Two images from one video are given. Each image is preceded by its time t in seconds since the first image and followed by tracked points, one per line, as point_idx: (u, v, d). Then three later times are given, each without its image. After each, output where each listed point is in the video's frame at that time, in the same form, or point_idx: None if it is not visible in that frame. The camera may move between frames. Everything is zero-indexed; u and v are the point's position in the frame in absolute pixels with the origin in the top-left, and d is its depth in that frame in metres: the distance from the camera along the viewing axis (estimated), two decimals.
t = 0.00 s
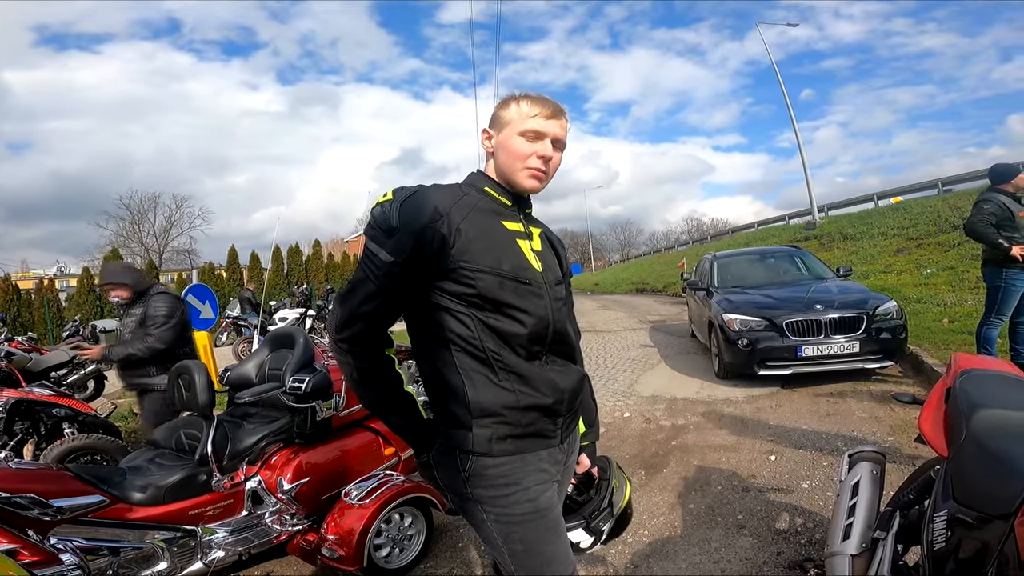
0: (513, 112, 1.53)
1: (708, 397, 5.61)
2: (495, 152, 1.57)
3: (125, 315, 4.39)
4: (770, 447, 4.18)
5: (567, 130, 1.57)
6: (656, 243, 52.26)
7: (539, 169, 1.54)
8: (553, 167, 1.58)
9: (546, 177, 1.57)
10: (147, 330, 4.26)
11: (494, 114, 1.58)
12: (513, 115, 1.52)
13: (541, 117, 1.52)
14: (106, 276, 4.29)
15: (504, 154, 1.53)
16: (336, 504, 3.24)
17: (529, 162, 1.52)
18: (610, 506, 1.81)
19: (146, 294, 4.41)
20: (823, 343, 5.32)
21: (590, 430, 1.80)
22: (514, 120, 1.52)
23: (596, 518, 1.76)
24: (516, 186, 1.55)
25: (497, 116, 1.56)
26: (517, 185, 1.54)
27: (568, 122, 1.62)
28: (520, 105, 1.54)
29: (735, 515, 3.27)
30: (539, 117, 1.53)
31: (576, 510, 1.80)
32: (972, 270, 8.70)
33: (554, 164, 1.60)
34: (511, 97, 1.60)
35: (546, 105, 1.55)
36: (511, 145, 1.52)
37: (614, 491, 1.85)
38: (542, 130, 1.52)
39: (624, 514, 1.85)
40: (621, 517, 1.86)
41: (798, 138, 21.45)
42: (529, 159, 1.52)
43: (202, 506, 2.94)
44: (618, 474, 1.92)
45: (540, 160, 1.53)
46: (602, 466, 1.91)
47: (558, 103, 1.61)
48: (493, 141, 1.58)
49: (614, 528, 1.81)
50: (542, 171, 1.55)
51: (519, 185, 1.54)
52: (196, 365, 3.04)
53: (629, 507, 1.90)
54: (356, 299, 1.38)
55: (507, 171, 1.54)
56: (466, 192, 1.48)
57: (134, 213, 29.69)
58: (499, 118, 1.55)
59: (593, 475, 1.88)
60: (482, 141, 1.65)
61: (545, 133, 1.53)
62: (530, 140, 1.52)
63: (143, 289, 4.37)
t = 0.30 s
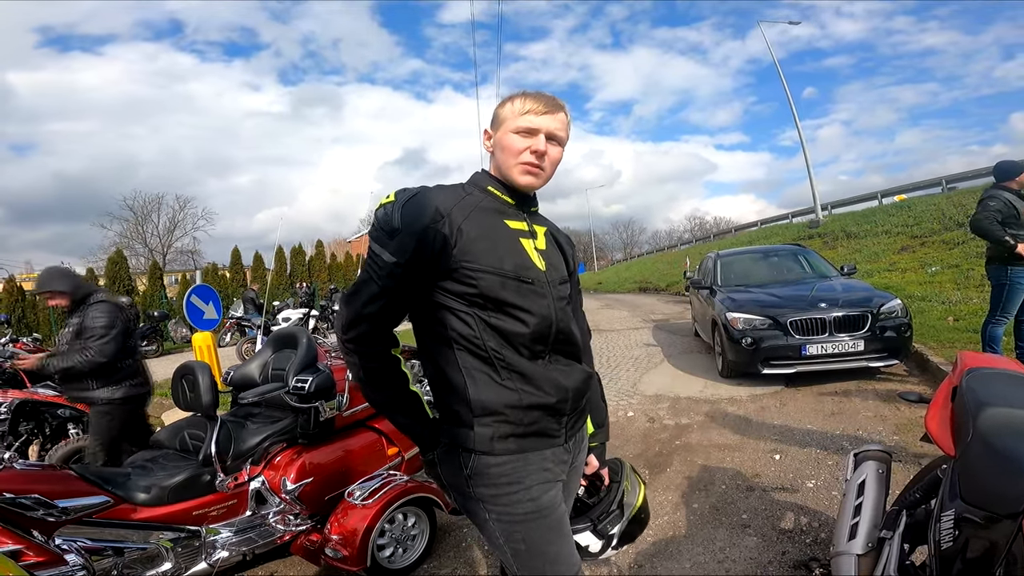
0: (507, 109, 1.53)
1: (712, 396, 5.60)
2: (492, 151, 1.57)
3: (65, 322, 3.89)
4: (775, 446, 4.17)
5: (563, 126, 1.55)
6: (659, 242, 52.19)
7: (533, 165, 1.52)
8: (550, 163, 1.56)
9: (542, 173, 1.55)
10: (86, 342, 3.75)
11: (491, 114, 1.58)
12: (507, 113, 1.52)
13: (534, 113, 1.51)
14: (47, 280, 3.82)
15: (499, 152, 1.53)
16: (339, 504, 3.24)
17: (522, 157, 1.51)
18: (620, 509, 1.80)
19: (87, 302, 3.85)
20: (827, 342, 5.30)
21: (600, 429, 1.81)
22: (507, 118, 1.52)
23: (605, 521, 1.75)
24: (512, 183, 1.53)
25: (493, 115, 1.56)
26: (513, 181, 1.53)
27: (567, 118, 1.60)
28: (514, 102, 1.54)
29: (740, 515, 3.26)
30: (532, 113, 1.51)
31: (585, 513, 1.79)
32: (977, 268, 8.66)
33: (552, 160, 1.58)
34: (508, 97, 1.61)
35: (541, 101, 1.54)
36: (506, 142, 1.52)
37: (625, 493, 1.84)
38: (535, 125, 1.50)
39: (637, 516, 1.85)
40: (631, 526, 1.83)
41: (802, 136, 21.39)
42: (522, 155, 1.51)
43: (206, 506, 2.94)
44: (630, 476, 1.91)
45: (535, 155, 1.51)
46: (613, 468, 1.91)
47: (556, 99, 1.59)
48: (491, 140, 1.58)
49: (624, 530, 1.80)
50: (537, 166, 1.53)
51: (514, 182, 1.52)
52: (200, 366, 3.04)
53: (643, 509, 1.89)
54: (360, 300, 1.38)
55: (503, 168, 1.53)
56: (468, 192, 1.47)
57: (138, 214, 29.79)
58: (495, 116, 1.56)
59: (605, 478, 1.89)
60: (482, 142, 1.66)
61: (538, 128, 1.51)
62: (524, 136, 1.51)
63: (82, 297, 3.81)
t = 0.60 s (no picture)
0: (511, 110, 1.53)
1: (714, 396, 5.59)
2: (498, 152, 1.57)
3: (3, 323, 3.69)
4: (778, 446, 4.16)
5: (568, 124, 1.55)
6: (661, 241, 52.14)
7: (540, 165, 1.52)
8: (556, 161, 1.56)
9: (549, 172, 1.54)
10: None
11: (496, 115, 1.58)
12: (511, 113, 1.52)
13: (539, 112, 1.51)
14: None
15: (505, 152, 1.53)
16: (342, 504, 3.24)
17: (528, 156, 1.51)
18: (621, 511, 1.80)
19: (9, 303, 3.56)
20: (831, 342, 5.28)
21: (606, 432, 1.80)
22: (512, 119, 1.52)
23: (603, 522, 1.75)
24: (518, 183, 1.53)
25: (498, 116, 1.56)
26: (519, 181, 1.52)
27: (571, 117, 1.59)
28: (518, 102, 1.54)
29: (742, 515, 3.25)
30: (536, 113, 1.51)
31: (585, 513, 1.80)
32: (981, 268, 8.63)
33: (558, 159, 1.57)
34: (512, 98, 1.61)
35: (544, 101, 1.54)
36: (511, 142, 1.51)
37: (628, 495, 1.85)
38: (539, 124, 1.50)
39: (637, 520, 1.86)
40: (632, 527, 1.84)
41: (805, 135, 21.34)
42: (528, 154, 1.50)
43: (208, 506, 2.94)
44: (633, 478, 1.91)
45: (541, 154, 1.51)
46: (618, 470, 1.91)
47: (559, 98, 1.59)
48: (496, 141, 1.58)
49: (624, 532, 1.80)
50: (543, 165, 1.52)
51: (521, 181, 1.52)
52: (203, 366, 3.04)
53: (645, 511, 1.89)
54: (367, 302, 1.38)
55: (509, 168, 1.52)
56: (474, 193, 1.47)
57: (141, 214, 29.87)
58: (500, 117, 1.55)
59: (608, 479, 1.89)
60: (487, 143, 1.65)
61: (543, 127, 1.51)
62: (529, 135, 1.51)
63: None
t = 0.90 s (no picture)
0: (518, 108, 1.53)
1: (713, 396, 5.60)
2: (503, 150, 1.57)
3: None
4: (776, 446, 4.16)
5: (574, 125, 1.55)
6: (660, 241, 52.17)
7: (545, 165, 1.52)
8: (561, 162, 1.56)
9: (554, 172, 1.55)
10: None
11: (502, 113, 1.58)
12: (518, 112, 1.52)
13: (546, 112, 1.51)
14: None
15: (510, 151, 1.53)
16: (341, 504, 3.24)
17: (534, 157, 1.51)
18: (628, 505, 1.79)
19: None
20: (829, 342, 5.29)
21: (606, 430, 1.81)
22: (519, 117, 1.52)
23: (617, 519, 1.75)
24: (523, 182, 1.53)
25: (504, 114, 1.55)
26: (524, 180, 1.52)
27: (577, 116, 1.59)
28: (525, 101, 1.54)
29: (741, 515, 3.26)
30: (543, 112, 1.51)
31: (596, 511, 1.78)
32: (979, 268, 8.64)
33: (563, 159, 1.57)
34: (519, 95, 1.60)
35: (551, 100, 1.54)
36: (517, 142, 1.51)
37: (631, 491, 1.84)
38: (546, 124, 1.50)
39: (641, 514, 1.85)
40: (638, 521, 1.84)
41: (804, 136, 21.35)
42: (533, 154, 1.51)
43: (208, 506, 2.94)
44: (634, 473, 1.91)
45: (547, 155, 1.51)
46: (617, 466, 1.91)
47: (566, 97, 1.59)
48: (502, 140, 1.58)
49: (633, 527, 1.81)
50: (548, 166, 1.53)
51: (526, 181, 1.52)
52: (202, 366, 3.04)
53: (646, 506, 1.90)
54: (371, 299, 1.38)
55: (514, 168, 1.53)
56: (480, 191, 1.46)
57: (140, 214, 29.83)
58: (506, 116, 1.55)
59: (610, 475, 1.88)
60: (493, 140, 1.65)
61: (550, 127, 1.51)
62: (536, 135, 1.51)
63: None
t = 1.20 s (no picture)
0: (518, 109, 1.53)
1: (711, 396, 5.60)
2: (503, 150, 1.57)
3: None
4: (775, 446, 4.17)
5: (574, 125, 1.55)
6: (659, 242, 52.20)
7: (544, 166, 1.52)
8: (561, 163, 1.56)
9: (553, 173, 1.55)
10: None
11: (502, 113, 1.58)
12: (517, 113, 1.52)
13: (545, 113, 1.51)
14: None
15: (510, 152, 1.53)
16: (340, 504, 3.24)
17: (534, 158, 1.51)
18: (628, 506, 1.80)
19: None
20: (828, 343, 5.30)
21: (605, 430, 1.81)
22: (518, 118, 1.52)
23: (616, 519, 1.75)
24: (523, 183, 1.53)
25: (504, 114, 1.56)
26: (523, 181, 1.53)
27: (577, 117, 1.60)
28: (524, 101, 1.54)
29: (740, 515, 3.26)
30: (542, 113, 1.51)
31: (596, 511, 1.78)
32: (977, 269, 8.66)
33: (563, 159, 1.58)
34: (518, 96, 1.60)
35: (551, 101, 1.54)
36: (517, 142, 1.51)
37: (630, 492, 1.84)
38: (546, 125, 1.50)
39: (640, 514, 1.86)
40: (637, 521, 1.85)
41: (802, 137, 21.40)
42: (533, 155, 1.51)
43: (207, 506, 2.94)
44: (633, 474, 1.92)
45: (546, 156, 1.52)
46: (617, 466, 1.91)
47: (565, 98, 1.59)
48: (502, 140, 1.58)
49: (632, 527, 1.81)
50: (548, 167, 1.53)
51: (526, 182, 1.52)
52: (201, 365, 3.04)
53: (645, 505, 1.91)
54: (373, 299, 1.38)
55: (514, 168, 1.53)
56: (481, 190, 1.47)
57: (138, 213, 29.80)
58: (505, 116, 1.56)
59: (610, 475, 1.88)
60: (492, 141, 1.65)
61: (549, 128, 1.51)
62: (535, 136, 1.51)
63: None
